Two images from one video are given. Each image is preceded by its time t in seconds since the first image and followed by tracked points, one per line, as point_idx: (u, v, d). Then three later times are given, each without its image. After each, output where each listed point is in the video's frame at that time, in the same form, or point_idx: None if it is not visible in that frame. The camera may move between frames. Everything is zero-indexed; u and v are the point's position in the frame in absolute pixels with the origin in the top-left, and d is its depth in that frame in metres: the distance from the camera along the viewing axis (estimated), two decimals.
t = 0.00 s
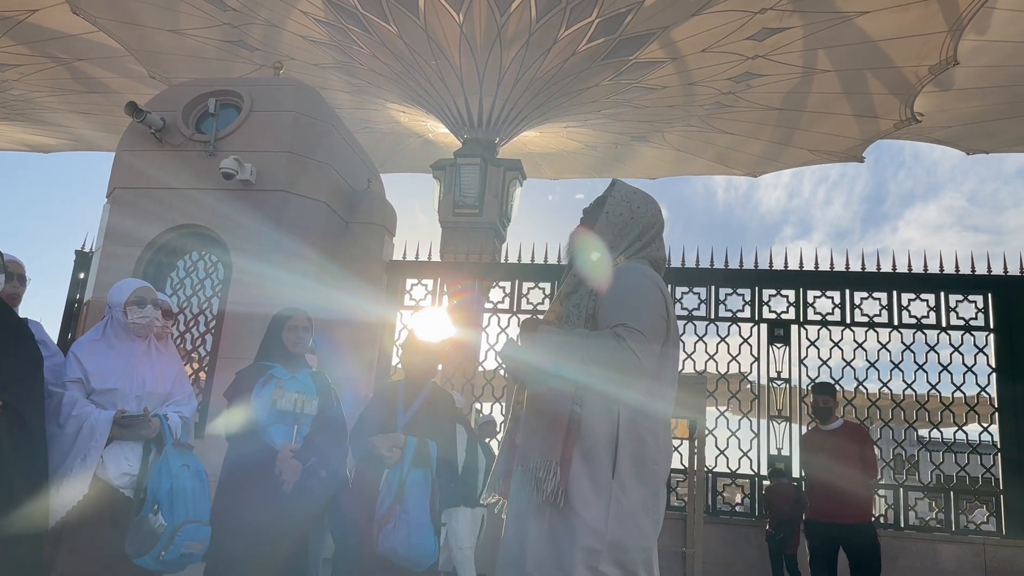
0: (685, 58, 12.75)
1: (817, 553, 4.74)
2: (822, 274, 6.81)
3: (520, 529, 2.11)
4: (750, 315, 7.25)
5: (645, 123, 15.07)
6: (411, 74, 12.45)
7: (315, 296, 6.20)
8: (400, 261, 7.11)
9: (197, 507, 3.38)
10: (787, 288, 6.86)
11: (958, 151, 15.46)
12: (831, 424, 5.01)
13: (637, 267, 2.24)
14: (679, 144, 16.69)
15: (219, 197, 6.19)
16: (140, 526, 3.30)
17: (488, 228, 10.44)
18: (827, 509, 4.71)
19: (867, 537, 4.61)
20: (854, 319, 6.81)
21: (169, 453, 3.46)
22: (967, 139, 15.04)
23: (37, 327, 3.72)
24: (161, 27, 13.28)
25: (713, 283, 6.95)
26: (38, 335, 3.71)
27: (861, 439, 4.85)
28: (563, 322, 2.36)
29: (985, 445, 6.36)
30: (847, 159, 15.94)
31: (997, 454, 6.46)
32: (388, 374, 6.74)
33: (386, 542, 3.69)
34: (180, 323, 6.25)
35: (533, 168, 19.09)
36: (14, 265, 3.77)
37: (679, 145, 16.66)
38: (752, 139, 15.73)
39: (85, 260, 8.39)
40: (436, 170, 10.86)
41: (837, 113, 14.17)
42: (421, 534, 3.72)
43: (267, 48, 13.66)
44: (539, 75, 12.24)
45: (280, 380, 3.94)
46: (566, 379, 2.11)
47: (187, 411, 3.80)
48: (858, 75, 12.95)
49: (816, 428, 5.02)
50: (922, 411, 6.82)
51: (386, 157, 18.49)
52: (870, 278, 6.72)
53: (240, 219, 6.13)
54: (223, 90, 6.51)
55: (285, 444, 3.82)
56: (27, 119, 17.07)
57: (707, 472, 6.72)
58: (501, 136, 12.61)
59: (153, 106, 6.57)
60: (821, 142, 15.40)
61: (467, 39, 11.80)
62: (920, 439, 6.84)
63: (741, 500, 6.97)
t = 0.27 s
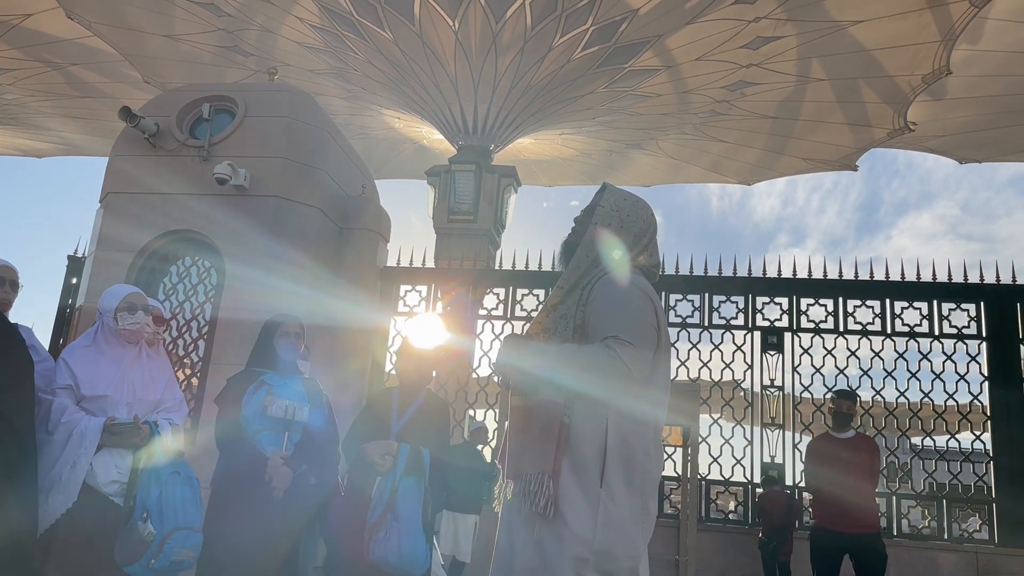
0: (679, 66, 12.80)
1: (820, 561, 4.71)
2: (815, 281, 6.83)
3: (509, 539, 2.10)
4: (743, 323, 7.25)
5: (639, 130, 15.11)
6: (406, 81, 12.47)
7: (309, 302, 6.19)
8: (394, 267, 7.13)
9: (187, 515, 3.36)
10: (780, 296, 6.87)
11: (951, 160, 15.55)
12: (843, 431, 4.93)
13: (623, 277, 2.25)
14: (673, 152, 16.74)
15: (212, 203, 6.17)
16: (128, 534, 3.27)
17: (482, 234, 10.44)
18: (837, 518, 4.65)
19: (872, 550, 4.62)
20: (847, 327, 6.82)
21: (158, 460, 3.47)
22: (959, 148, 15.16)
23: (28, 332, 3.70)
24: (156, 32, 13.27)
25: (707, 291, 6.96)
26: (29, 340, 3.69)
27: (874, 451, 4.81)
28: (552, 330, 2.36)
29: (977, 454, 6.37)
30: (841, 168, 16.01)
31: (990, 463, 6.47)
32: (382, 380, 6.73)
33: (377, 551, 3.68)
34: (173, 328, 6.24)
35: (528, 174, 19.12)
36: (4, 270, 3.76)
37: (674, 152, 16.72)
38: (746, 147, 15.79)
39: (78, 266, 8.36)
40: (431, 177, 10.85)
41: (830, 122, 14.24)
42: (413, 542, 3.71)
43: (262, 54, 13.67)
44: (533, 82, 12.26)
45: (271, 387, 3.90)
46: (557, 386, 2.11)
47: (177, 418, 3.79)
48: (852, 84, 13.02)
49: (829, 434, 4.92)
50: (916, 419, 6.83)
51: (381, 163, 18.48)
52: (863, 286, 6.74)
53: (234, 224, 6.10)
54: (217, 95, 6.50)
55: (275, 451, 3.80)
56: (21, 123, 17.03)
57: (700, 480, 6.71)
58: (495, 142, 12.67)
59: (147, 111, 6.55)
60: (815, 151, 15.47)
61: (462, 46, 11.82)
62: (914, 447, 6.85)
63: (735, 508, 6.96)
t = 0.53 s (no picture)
0: (673, 73, 12.85)
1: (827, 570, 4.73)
2: (808, 288, 6.86)
3: (502, 546, 2.11)
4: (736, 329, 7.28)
5: (633, 137, 15.16)
6: (400, 87, 12.49)
7: (303, 308, 6.19)
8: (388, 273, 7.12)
9: (180, 523, 3.65)
10: (773, 302, 6.90)
11: (942, 166, 15.67)
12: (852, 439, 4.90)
13: (613, 284, 2.25)
14: (667, 159, 16.80)
15: (205, 209, 6.16)
16: (126, 539, 3.44)
17: (476, 240, 10.45)
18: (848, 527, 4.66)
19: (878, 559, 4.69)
20: (839, 333, 6.86)
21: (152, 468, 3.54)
22: (950, 155, 15.28)
23: (19, 339, 3.68)
24: (150, 37, 13.26)
25: (700, 297, 6.98)
26: (19, 347, 3.66)
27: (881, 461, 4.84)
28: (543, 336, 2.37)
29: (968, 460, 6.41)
30: (833, 174, 16.10)
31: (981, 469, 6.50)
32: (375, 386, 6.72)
33: (373, 560, 3.77)
34: (164, 334, 6.19)
35: (522, 180, 19.15)
36: None
37: (667, 159, 16.79)
38: (739, 154, 15.87)
39: (70, 272, 8.32)
40: (424, 183, 10.86)
41: (823, 129, 14.33)
42: (406, 547, 3.81)
43: (256, 60, 13.67)
44: (528, 88, 12.29)
45: (262, 394, 3.90)
46: (551, 391, 2.11)
47: (168, 426, 3.79)
48: (844, 91, 13.11)
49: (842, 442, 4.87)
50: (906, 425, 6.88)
51: (375, 169, 18.49)
52: (855, 292, 6.77)
53: (228, 231, 6.09)
54: (211, 101, 6.50)
55: (265, 458, 3.79)
56: (13, 128, 16.96)
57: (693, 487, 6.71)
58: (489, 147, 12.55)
59: (141, 117, 6.55)
60: (807, 158, 15.55)
61: (457, 52, 11.85)
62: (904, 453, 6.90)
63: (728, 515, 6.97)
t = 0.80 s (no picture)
0: (665, 78, 12.89)
1: None
2: (800, 293, 6.88)
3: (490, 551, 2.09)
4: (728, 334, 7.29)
5: (626, 142, 15.20)
6: (393, 92, 12.50)
7: (294, 314, 6.16)
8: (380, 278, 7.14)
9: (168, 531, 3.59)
10: (765, 307, 6.92)
11: (933, 171, 15.76)
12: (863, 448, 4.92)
13: (604, 290, 2.25)
14: (659, 163, 16.85)
15: (197, 215, 6.13)
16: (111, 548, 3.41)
17: (469, 245, 10.46)
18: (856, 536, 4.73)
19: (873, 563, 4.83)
20: (831, 338, 6.88)
21: (140, 476, 3.55)
22: (940, 159, 15.39)
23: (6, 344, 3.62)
24: (142, 42, 13.23)
25: (692, 303, 7.00)
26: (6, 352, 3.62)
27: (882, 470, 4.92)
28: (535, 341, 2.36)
29: (959, 464, 6.43)
30: (825, 179, 16.18)
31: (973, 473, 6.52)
32: (367, 392, 6.71)
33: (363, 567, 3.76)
34: (156, 341, 6.15)
35: (515, 185, 19.17)
36: None
37: (660, 164, 16.84)
38: (731, 159, 15.93)
39: (61, 278, 8.28)
40: (418, 188, 10.85)
41: (814, 134, 14.39)
42: (397, 556, 3.83)
43: (249, 65, 13.65)
44: (521, 92, 12.29)
45: (251, 401, 3.88)
46: (545, 396, 2.10)
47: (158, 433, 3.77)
48: (835, 97, 13.18)
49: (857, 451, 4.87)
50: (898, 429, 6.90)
51: (368, 174, 18.48)
52: (848, 297, 6.79)
53: (220, 236, 6.06)
54: (203, 106, 6.48)
55: (255, 466, 3.77)
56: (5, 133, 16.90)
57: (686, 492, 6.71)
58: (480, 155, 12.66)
59: (132, 122, 6.52)
60: (799, 163, 15.63)
61: (449, 58, 11.85)
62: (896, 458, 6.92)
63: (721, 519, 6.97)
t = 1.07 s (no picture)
0: (657, 82, 12.92)
1: None
2: (791, 296, 6.90)
3: (480, 554, 2.08)
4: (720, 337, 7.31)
5: (619, 145, 15.23)
6: (386, 96, 12.50)
7: (287, 317, 6.13)
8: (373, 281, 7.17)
9: (159, 537, 3.48)
10: (757, 310, 6.94)
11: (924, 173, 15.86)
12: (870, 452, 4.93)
13: (596, 297, 2.28)
14: (652, 167, 16.89)
15: (189, 219, 6.11)
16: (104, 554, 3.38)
17: (463, 249, 10.47)
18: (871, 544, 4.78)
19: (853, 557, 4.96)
20: (822, 341, 6.91)
21: (129, 481, 3.50)
22: (932, 162, 15.48)
23: None
24: (134, 47, 13.19)
25: (684, 306, 7.01)
26: None
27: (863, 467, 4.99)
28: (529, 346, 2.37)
29: (951, 465, 6.45)
30: (817, 182, 16.25)
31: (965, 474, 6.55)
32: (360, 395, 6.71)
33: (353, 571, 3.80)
34: (149, 345, 6.19)
35: (508, 188, 19.19)
36: None
37: (653, 167, 16.89)
38: (723, 162, 15.98)
39: (53, 282, 8.25)
40: (411, 191, 10.83)
41: (806, 137, 14.46)
42: (388, 560, 3.85)
43: (241, 69, 13.62)
44: (514, 95, 12.28)
45: (242, 406, 3.87)
46: (538, 403, 2.12)
47: (146, 438, 3.74)
48: (827, 100, 13.25)
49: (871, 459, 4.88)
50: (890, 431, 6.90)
51: (361, 178, 18.47)
52: (839, 300, 6.83)
53: (211, 241, 6.04)
54: (195, 111, 6.45)
55: (246, 473, 3.76)
56: None
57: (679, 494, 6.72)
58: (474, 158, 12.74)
59: (124, 127, 6.49)
60: (791, 166, 15.69)
61: (441, 61, 11.86)
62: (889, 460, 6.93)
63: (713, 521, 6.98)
